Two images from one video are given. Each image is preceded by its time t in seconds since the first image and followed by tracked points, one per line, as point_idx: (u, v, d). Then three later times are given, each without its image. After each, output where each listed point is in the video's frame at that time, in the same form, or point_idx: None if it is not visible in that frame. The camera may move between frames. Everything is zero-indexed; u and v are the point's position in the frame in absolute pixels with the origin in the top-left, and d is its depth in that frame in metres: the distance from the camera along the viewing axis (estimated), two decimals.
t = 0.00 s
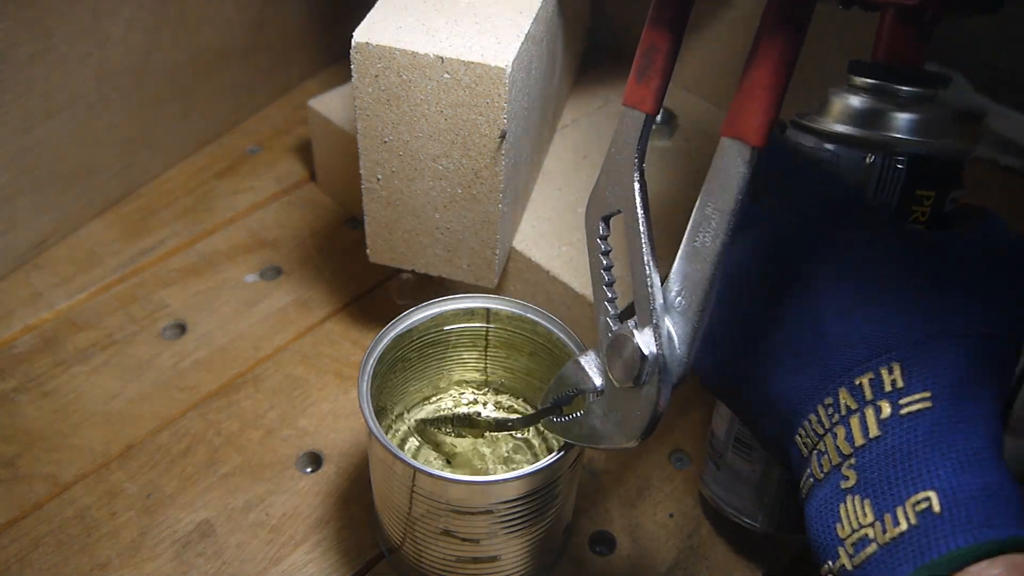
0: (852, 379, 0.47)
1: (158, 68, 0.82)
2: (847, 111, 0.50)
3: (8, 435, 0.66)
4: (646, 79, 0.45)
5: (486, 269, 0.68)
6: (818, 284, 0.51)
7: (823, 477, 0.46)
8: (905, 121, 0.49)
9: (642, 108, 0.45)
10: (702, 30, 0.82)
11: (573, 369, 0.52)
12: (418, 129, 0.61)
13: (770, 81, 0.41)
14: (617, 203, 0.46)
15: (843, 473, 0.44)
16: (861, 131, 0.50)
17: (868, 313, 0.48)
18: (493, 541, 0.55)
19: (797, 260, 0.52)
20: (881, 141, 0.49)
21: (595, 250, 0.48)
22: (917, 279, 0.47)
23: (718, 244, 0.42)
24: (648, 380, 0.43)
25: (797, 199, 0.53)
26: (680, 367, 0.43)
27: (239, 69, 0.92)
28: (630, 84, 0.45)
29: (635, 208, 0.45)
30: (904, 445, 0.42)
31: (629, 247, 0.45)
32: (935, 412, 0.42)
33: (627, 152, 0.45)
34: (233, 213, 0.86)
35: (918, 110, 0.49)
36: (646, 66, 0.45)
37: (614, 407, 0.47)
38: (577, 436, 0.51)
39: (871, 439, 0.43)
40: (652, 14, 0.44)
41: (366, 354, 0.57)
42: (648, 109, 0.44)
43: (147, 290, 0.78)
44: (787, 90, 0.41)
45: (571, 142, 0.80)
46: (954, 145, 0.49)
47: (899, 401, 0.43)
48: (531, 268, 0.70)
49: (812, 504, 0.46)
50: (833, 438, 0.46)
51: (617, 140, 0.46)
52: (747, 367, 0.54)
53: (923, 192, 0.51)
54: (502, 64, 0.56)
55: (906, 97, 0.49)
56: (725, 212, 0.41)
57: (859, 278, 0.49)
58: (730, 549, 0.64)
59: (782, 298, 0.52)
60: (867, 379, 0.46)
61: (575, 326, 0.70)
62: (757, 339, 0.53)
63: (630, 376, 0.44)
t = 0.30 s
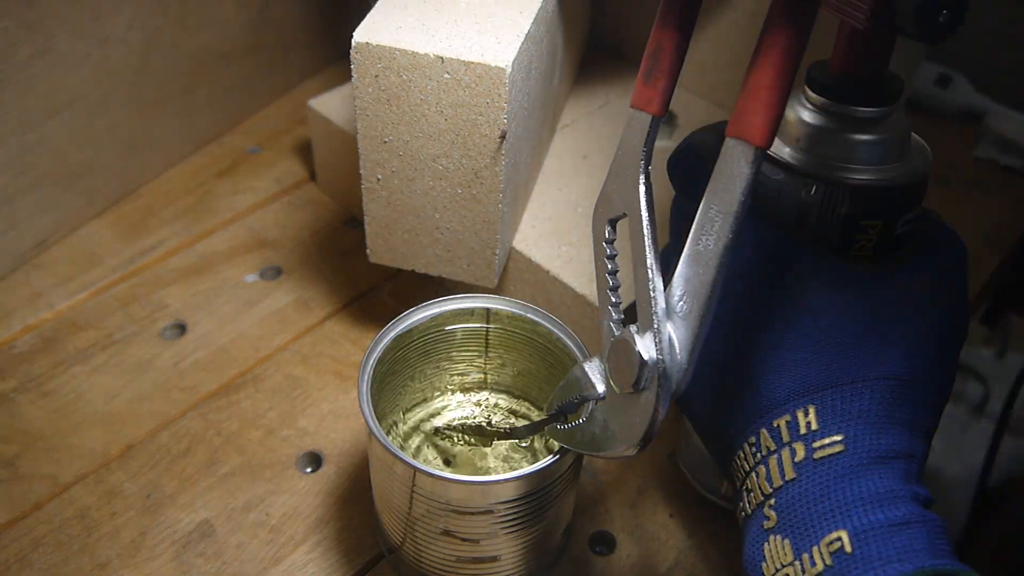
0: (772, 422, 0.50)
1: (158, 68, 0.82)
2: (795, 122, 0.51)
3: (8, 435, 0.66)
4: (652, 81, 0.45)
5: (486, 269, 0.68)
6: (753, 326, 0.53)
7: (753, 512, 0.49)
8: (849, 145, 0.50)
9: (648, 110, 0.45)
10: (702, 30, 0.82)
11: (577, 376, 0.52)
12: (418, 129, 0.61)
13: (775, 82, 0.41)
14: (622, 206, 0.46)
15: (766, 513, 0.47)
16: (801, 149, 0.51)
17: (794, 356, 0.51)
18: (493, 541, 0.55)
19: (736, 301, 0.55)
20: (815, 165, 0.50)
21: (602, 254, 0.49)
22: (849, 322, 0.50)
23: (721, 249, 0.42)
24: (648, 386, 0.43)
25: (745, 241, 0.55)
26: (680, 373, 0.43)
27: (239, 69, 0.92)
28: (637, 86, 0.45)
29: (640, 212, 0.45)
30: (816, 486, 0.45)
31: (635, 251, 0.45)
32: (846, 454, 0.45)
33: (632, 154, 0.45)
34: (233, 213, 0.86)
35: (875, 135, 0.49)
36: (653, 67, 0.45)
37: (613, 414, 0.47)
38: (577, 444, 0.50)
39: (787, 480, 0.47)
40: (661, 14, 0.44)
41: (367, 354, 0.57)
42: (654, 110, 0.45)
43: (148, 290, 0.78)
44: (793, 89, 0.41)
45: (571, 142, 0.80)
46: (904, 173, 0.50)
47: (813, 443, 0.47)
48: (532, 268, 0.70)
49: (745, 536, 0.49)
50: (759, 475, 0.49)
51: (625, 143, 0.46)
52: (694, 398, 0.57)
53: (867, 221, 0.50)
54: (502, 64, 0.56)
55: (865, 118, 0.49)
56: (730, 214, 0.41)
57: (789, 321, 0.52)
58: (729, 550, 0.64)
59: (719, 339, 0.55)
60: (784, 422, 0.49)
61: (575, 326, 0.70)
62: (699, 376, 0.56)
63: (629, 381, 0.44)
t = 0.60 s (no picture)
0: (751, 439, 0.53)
1: (158, 68, 0.82)
2: (785, 137, 0.51)
3: (8, 435, 0.66)
4: (658, 66, 0.45)
5: (486, 269, 0.68)
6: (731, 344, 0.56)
7: (731, 522, 0.52)
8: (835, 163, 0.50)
9: (654, 96, 0.45)
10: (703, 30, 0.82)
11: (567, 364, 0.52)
12: (418, 129, 0.61)
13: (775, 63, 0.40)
14: (620, 193, 0.47)
15: (742, 527, 0.50)
16: (789, 164, 0.51)
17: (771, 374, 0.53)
18: (493, 541, 0.55)
19: (716, 321, 0.57)
20: (805, 185, 0.51)
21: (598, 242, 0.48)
22: (826, 339, 0.53)
23: (712, 236, 0.42)
24: (632, 375, 0.43)
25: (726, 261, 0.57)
26: (666, 364, 0.43)
27: (240, 69, 0.92)
28: (644, 71, 0.45)
29: (637, 199, 0.45)
30: (790, 501, 0.48)
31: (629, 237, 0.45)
32: (818, 472, 0.48)
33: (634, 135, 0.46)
34: (233, 213, 0.86)
35: (866, 153, 0.50)
36: (660, 53, 0.45)
37: (598, 403, 0.47)
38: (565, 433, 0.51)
39: (763, 494, 0.50)
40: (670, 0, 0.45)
41: (366, 354, 0.57)
42: (660, 96, 0.45)
43: (148, 290, 0.78)
44: (793, 71, 0.40)
45: (571, 142, 0.80)
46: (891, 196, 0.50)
47: (788, 461, 0.50)
48: (532, 268, 0.70)
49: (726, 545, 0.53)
50: (737, 490, 0.52)
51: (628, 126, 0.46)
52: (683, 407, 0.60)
53: (851, 240, 0.51)
54: (502, 64, 0.56)
55: (854, 138, 0.49)
56: (726, 200, 0.41)
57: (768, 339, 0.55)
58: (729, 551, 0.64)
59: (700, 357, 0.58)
60: (761, 439, 0.52)
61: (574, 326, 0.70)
62: (682, 390, 0.59)
63: (614, 370, 0.44)
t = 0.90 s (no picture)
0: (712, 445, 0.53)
1: (158, 68, 0.82)
2: (763, 138, 0.52)
3: (8, 436, 0.66)
4: (656, 51, 0.45)
5: (486, 269, 0.68)
6: (695, 351, 0.57)
7: (694, 530, 0.53)
8: (812, 164, 0.51)
9: (646, 82, 0.45)
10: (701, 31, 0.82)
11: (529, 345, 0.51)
12: (418, 129, 0.61)
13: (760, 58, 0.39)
14: (604, 177, 0.45)
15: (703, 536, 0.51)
16: (768, 167, 0.52)
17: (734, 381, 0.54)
18: (493, 541, 0.55)
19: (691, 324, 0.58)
20: (778, 186, 0.51)
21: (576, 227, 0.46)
22: (791, 348, 0.53)
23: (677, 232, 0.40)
24: (577, 362, 0.42)
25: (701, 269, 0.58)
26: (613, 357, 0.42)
27: (240, 69, 0.92)
28: (645, 55, 0.45)
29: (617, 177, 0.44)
30: (748, 510, 0.49)
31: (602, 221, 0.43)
32: (777, 482, 0.49)
33: (625, 119, 0.45)
34: (233, 213, 0.86)
35: (842, 154, 0.50)
36: (662, 37, 0.45)
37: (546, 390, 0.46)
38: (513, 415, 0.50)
39: (722, 503, 0.50)
40: None
41: (366, 354, 0.57)
42: (650, 82, 0.44)
43: (148, 290, 0.78)
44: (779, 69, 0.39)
45: (572, 142, 0.80)
46: (859, 197, 0.51)
47: (747, 470, 0.50)
48: (532, 268, 0.70)
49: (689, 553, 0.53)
50: (698, 497, 0.53)
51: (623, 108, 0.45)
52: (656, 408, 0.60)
53: (813, 241, 0.52)
54: (502, 64, 0.56)
55: (825, 139, 0.50)
56: (695, 196, 0.40)
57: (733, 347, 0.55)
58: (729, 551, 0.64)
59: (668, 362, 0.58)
60: (721, 446, 0.52)
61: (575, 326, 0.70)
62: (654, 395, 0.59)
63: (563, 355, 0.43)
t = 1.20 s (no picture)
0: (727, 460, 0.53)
1: (158, 68, 0.82)
2: (767, 141, 0.52)
3: (8, 436, 0.66)
4: (660, 24, 0.46)
5: (486, 269, 0.68)
6: (706, 360, 0.56)
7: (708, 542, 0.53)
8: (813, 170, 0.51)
9: (648, 55, 0.46)
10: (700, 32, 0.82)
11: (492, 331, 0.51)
12: (418, 129, 0.61)
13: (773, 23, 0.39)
14: (591, 153, 0.44)
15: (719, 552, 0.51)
16: (771, 172, 0.52)
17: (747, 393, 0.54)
18: (493, 541, 0.55)
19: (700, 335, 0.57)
20: (781, 191, 0.52)
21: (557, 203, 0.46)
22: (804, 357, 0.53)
23: (663, 206, 0.37)
24: (540, 341, 0.38)
25: (711, 278, 0.57)
26: (580, 338, 0.38)
27: (240, 69, 0.92)
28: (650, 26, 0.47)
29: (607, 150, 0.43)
30: (768, 527, 0.49)
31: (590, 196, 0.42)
32: (797, 497, 0.49)
33: (621, 89, 0.45)
34: (233, 213, 0.86)
35: (843, 160, 0.51)
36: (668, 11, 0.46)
37: (504, 371, 0.42)
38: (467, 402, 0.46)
39: (740, 518, 0.51)
40: None
41: (366, 354, 0.57)
42: (652, 55, 0.46)
43: (148, 290, 0.78)
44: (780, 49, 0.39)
45: (572, 142, 0.80)
46: (863, 202, 0.51)
47: (766, 484, 0.50)
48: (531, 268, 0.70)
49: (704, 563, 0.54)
50: (713, 512, 0.53)
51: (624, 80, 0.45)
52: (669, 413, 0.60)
53: (812, 245, 0.53)
54: (502, 64, 0.56)
55: (830, 146, 0.50)
56: (686, 168, 0.38)
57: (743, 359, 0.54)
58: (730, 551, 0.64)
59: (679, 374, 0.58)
60: (739, 459, 0.52)
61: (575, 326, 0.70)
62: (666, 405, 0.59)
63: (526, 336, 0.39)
